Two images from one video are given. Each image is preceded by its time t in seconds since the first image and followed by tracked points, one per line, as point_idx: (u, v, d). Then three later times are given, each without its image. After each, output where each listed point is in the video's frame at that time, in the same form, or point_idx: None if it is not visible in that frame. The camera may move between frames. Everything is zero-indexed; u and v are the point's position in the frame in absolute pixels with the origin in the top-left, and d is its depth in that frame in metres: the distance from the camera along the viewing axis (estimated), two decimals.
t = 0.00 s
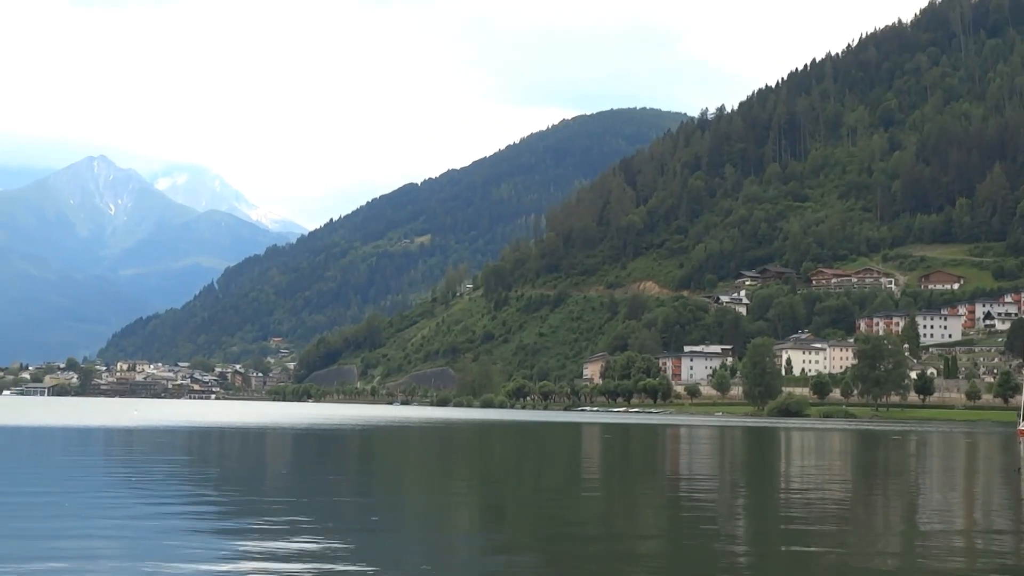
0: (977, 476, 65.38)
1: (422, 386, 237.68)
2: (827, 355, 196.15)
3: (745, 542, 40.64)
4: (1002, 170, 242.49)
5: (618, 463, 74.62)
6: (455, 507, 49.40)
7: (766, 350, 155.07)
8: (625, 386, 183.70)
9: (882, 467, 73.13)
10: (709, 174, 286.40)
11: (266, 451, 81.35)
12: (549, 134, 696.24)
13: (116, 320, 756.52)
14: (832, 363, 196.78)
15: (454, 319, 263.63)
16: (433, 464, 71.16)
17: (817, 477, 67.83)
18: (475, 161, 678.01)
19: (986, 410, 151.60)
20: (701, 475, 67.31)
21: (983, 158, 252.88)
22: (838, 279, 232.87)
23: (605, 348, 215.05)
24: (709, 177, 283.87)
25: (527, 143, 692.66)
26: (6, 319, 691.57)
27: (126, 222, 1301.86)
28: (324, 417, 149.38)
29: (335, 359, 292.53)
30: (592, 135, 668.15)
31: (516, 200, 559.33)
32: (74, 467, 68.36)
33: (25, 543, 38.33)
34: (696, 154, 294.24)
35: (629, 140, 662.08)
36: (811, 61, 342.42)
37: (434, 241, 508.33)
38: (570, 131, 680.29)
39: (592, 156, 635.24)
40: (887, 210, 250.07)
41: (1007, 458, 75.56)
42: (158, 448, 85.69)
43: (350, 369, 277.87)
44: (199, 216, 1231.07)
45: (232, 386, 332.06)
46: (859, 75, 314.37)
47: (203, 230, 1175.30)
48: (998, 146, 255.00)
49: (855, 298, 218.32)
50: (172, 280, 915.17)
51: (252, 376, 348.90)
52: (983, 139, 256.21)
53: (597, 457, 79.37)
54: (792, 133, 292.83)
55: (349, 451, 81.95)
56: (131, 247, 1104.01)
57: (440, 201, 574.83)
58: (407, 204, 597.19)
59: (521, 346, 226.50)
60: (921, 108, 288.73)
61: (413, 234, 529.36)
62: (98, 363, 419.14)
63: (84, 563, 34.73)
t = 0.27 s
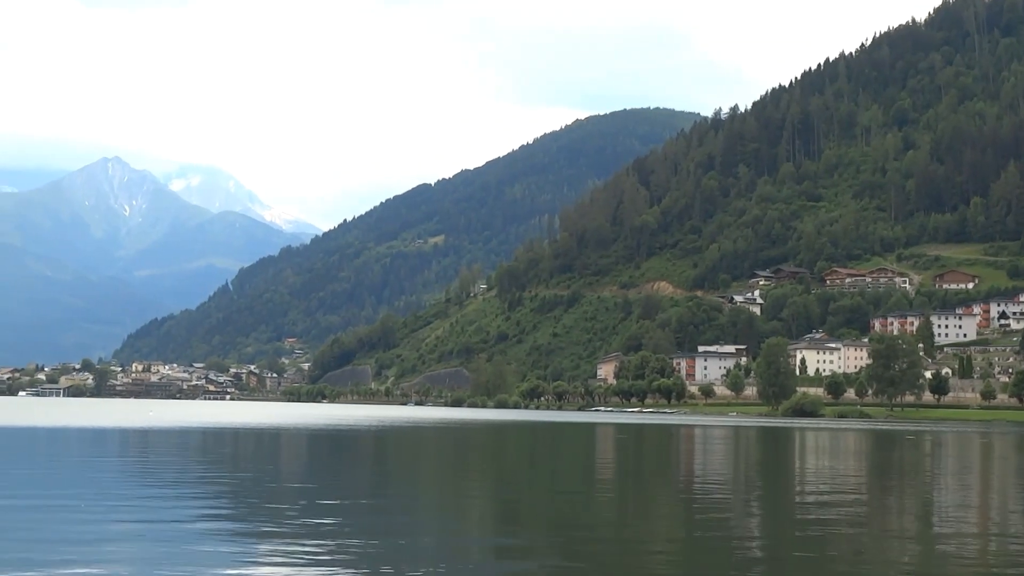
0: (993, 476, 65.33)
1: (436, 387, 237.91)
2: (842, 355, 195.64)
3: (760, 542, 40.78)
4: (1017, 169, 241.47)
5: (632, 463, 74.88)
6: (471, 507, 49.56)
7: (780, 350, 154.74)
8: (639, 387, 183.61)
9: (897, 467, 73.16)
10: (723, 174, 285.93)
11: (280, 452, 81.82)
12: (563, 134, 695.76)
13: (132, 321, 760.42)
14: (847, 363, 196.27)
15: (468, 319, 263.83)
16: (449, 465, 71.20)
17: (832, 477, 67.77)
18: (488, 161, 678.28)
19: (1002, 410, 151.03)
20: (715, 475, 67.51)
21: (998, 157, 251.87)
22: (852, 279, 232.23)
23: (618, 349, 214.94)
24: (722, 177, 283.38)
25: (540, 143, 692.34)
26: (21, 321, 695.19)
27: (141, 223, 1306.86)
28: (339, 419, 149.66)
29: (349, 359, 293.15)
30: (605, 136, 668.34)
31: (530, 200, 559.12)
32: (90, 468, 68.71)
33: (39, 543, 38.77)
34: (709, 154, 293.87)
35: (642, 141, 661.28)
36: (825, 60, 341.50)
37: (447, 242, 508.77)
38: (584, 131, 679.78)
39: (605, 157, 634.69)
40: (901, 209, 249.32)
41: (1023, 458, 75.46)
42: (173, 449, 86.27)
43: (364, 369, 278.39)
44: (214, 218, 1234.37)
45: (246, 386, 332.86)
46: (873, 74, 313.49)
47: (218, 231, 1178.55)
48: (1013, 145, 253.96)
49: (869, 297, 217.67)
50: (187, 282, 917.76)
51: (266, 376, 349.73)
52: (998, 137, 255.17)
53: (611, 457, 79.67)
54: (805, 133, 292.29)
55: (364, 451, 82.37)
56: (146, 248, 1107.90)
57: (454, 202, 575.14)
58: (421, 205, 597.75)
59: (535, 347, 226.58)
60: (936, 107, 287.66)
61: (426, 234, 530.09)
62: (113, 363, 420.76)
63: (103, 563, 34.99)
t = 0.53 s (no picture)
0: (1004, 476, 65.54)
1: (447, 387, 238.11)
2: (853, 355, 195.30)
3: (770, 544, 40.50)
4: None
5: (643, 464, 75.31)
6: (480, 508, 49.48)
7: (791, 350, 154.57)
8: (650, 387, 183.60)
9: (908, 467, 73.43)
10: (734, 174, 285.64)
11: (291, 452, 82.29)
12: (574, 135, 695.13)
13: (143, 322, 763.87)
14: (858, 364, 195.92)
15: (479, 320, 264.01)
16: (459, 466, 71.28)
17: (841, 478, 67.71)
18: (498, 162, 678.13)
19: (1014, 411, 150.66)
20: (725, 476, 67.92)
21: (1009, 157, 251.14)
22: (864, 279, 231.78)
23: (629, 349, 214.96)
24: (733, 177, 283.05)
25: (551, 143, 691.62)
26: (33, 321, 698.05)
27: (152, 224, 1310.41)
28: (349, 420, 150.08)
29: (360, 360, 293.63)
30: (615, 137, 668.20)
31: (540, 201, 559.19)
32: (102, 468, 69.05)
33: (48, 543, 39.04)
34: (720, 154, 293.57)
35: (653, 141, 660.47)
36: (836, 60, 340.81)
37: (457, 242, 509.13)
38: (594, 132, 679.22)
39: (616, 158, 634.02)
40: (912, 209, 248.80)
41: None
42: (184, 450, 86.63)
43: (375, 370, 278.81)
44: (225, 219, 1236.57)
45: (257, 387, 333.41)
46: (884, 74, 312.76)
47: (228, 232, 1180.78)
48: None
49: (880, 298, 217.30)
50: (198, 283, 920.21)
51: (277, 377, 350.31)
52: (1010, 138, 254.40)
53: (622, 457, 80.10)
54: (816, 134, 291.82)
55: (375, 451, 82.87)
56: (157, 249, 1110.86)
57: (464, 202, 575.53)
58: (432, 206, 598.28)
59: (546, 347, 226.71)
60: (947, 107, 286.88)
61: (437, 235, 530.85)
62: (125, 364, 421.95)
63: (112, 564, 35.21)
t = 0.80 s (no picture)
0: (1017, 477, 65.96)
1: (461, 388, 238.41)
2: (866, 356, 194.94)
3: (784, 546, 40.42)
4: None
5: (656, 463, 76.05)
6: (493, 510, 49.51)
7: (804, 351, 154.35)
8: (664, 388, 183.70)
9: (921, 468, 73.92)
10: (747, 175, 285.37)
11: (307, 453, 83.21)
12: (587, 136, 694.22)
13: (156, 324, 769.16)
14: (872, 365, 195.56)
15: (492, 321, 264.29)
16: (472, 467, 71.36)
17: (856, 480, 67.53)
18: (511, 164, 678.01)
19: None
20: (739, 475, 68.68)
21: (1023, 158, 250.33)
22: (877, 279, 231.22)
23: (642, 351, 215.00)
24: (746, 178, 282.75)
25: (564, 145, 690.76)
26: (47, 323, 700.99)
27: (165, 225, 1314.17)
28: (362, 421, 150.60)
29: (374, 361, 294.31)
30: (628, 138, 667.64)
31: (553, 202, 559.17)
32: (118, 469, 69.60)
33: (64, 543, 39.53)
34: (733, 155, 293.31)
35: (666, 143, 659.09)
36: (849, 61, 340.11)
37: (470, 244, 509.66)
38: (608, 134, 678.38)
39: (629, 159, 632.89)
40: (926, 210, 248.30)
41: None
42: (198, 450, 87.10)
43: (388, 371, 279.27)
44: (237, 221, 1238.89)
45: (271, 388, 334.18)
46: (897, 76, 312.09)
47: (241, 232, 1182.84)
48: None
49: (894, 298, 216.94)
50: (211, 284, 922.57)
51: (291, 378, 350.97)
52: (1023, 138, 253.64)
53: (636, 458, 80.90)
54: (829, 134, 291.30)
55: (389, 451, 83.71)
56: (171, 251, 1114.11)
57: (478, 203, 575.87)
58: (445, 207, 598.77)
59: (559, 348, 226.98)
60: (961, 108, 286.05)
61: (450, 236, 532.25)
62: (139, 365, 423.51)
63: (127, 564, 35.65)
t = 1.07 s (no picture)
0: None
1: (474, 389, 238.66)
2: (879, 357, 194.52)
3: (799, 549, 40.10)
4: None
5: (671, 464, 76.31)
6: (507, 511, 49.39)
7: (817, 352, 154.10)
8: (677, 389, 183.73)
9: (936, 468, 74.04)
10: (760, 176, 284.94)
11: (322, 454, 83.62)
12: (599, 137, 693.50)
13: (169, 326, 774.73)
14: (885, 366, 195.23)
15: (505, 322, 264.49)
16: (486, 468, 71.20)
17: (871, 481, 67.16)
18: (524, 165, 677.83)
19: None
20: (754, 476, 68.90)
21: None
22: (891, 280, 230.78)
23: (656, 352, 214.97)
24: (760, 179, 282.40)
25: (576, 146, 690.32)
26: (62, 324, 703.89)
27: (179, 226, 1317.92)
28: (376, 422, 150.88)
29: (387, 362, 294.82)
30: (640, 138, 666.71)
31: (566, 203, 558.98)
32: (133, 470, 69.87)
33: (80, 544, 39.81)
34: (746, 156, 293.00)
35: (679, 144, 657.98)
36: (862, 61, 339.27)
37: (484, 245, 509.88)
38: (620, 135, 677.58)
39: (641, 159, 632.08)
40: (939, 211, 247.77)
41: None
42: (211, 452, 87.35)
43: (401, 372, 279.70)
44: (251, 222, 1241.03)
45: (284, 389, 334.98)
46: (910, 76, 311.16)
47: (254, 233, 1184.50)
48: None
49: (908, 299, 216.55)
50: (224, 285, 924.67)
51: (304, 380, 351.74)
52: None
53: (651, 458, 81.20)
54: (843, 135, 290.56)
55: (403, 452, 84.12)
56: (184, 253, 1117.24)
57: (490, 204, 576.15)
58: (457, 208, 599.05)
59: (573, 348, 227.05)
60: (974, 108, 285.22)
61: (463, 238, 532.86)
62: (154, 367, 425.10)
63: (140, 564, 35.94)
